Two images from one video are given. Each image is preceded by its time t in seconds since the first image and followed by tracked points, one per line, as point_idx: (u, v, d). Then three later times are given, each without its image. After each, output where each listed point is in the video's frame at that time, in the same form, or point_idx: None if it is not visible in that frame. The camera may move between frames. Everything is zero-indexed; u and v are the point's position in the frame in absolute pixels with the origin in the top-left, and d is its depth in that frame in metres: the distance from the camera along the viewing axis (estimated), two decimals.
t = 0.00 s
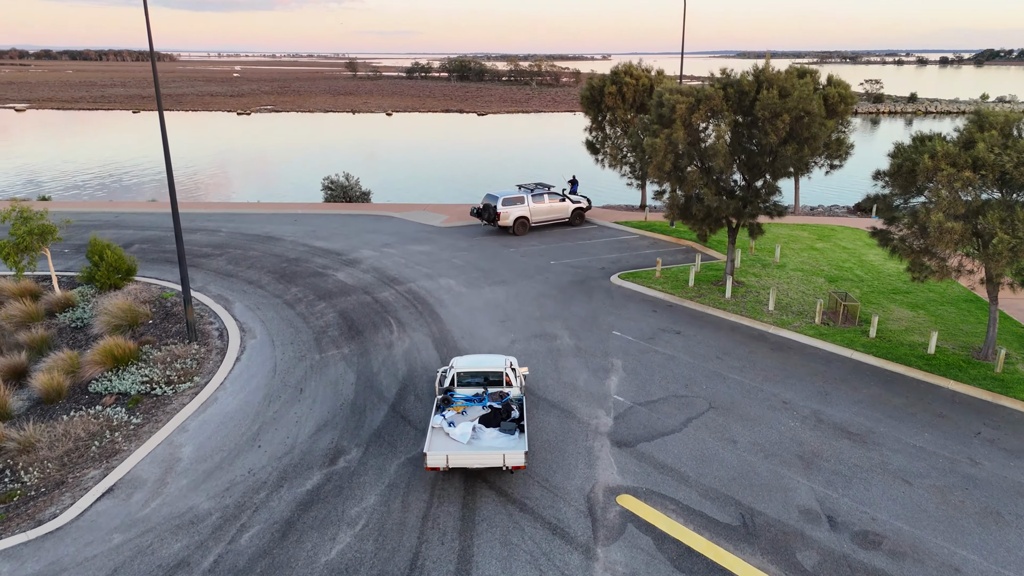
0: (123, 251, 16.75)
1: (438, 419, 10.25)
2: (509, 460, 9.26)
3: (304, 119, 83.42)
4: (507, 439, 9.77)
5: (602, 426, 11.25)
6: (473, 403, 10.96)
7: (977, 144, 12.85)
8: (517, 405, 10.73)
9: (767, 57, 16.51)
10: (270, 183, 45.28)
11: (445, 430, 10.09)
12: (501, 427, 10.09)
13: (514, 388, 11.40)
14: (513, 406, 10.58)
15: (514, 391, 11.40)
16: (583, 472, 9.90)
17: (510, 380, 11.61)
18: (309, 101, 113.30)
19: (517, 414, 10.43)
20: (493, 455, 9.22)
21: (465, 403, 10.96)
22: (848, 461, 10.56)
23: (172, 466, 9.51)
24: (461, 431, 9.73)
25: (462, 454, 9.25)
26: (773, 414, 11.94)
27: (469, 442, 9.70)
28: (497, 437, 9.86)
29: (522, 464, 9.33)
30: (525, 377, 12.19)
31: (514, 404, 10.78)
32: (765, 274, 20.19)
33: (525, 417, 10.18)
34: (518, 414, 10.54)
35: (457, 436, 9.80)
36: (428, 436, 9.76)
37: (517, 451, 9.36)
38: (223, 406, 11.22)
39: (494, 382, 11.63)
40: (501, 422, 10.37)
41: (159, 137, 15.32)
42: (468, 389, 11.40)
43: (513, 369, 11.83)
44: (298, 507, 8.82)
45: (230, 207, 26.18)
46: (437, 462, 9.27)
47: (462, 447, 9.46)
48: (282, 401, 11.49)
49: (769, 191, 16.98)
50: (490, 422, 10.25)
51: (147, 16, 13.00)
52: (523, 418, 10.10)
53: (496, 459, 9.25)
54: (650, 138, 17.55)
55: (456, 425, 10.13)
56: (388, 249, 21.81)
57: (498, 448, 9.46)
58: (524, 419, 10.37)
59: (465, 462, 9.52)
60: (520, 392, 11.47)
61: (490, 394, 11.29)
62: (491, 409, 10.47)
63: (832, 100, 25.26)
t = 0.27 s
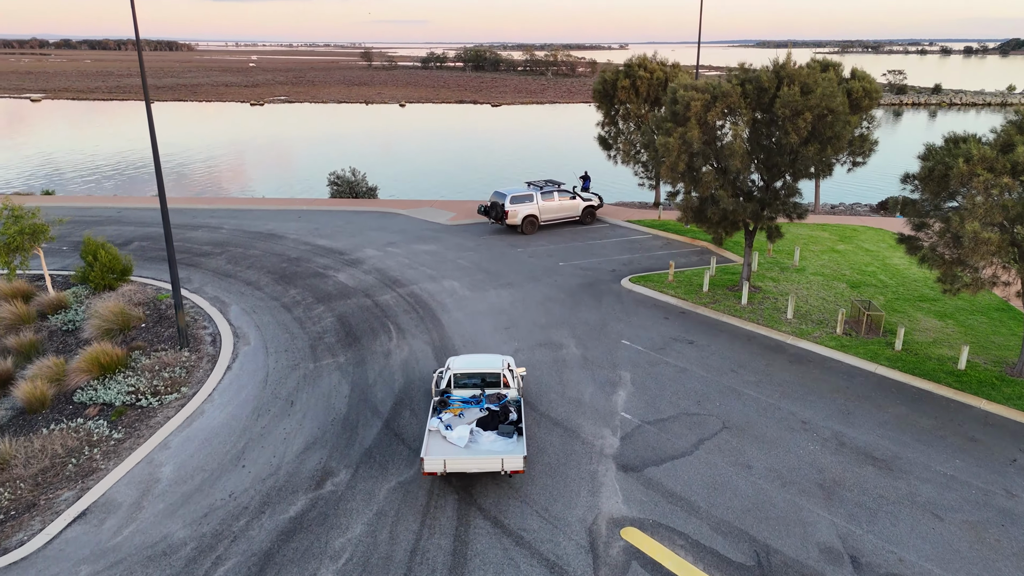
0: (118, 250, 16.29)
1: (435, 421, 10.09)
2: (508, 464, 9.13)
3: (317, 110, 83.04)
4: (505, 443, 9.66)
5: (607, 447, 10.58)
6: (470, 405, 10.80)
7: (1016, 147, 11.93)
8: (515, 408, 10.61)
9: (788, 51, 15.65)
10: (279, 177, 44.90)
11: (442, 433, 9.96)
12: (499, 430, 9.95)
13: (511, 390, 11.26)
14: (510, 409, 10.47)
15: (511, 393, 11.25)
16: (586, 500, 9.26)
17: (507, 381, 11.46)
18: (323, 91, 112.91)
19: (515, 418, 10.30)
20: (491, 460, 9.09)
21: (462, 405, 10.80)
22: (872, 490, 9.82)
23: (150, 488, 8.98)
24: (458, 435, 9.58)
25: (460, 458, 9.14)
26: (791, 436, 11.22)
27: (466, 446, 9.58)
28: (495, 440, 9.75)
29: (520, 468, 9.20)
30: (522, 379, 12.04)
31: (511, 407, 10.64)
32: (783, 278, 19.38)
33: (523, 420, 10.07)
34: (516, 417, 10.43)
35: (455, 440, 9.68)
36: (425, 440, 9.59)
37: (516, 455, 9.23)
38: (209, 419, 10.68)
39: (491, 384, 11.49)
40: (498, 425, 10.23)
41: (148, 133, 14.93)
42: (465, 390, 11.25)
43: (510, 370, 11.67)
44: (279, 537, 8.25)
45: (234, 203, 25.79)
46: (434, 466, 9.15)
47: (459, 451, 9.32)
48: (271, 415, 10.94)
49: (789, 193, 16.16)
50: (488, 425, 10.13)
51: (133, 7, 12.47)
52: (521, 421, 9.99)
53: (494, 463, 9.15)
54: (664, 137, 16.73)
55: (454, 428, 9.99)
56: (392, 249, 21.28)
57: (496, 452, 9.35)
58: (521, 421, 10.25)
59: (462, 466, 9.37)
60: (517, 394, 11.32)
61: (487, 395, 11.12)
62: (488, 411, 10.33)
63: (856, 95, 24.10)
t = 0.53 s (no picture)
0: (115, 249, 15.87)
1: (433, 422, 9.98)
2: (508, 466, 9.04)
3: (332, 102, 82.78)
4: (504, 445, 9.56)
5: (613, 471, 9.96)
6: (468, 405, 10.68)
7: None
8: (514, 408, 10.49)
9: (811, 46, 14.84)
10: (290, 171, 44.63)
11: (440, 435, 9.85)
12: (498, 431, 9.86)
13: (510, 390, 11.12)
14: (509, 410, 10.35)
15: (510, 393, 11.11)
16: (589, 531, 8.66)
17: (506, 381, 11.33)
18: (338, 82, 112.66)
19: (514, 419, 10.19)
20: (491, 461, 9.00)
21: (460, 405, 10.68)
22: (899, 524, 9.10)
23: (127, 510, 8.51)
24: (457, 436, 9.49)
25: (459, 461, 9.05)
26: (810, 460, 10.52)
27: (465, 447, 9.48)
28: (494, 442, 9.64)
29: (520, 470, 9.13)
30: (521, 378, 11.88)
31: (510, 408, 10.51)
32: (803, 283, 18.60)
33: (522, 421, 9.96)
34: (515, 417, 10.32)
35: (454, 441, 9.58)
36: (423, 441, 9.48)
37: (516, 456, 9.15)
38: (196, 433, 10.20)
39: (489, 383, 11.34)
40: (497, 425, 10.13)
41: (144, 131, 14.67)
42: (463, 390, 11.11)
43: (508, 369, 11.53)
44: (260, 568, 7.72)
45: (240, 199, 25.46)
46: (433, 468, 9.06)
47: (458, 453, 9.22)
48: (260, 430, 10.43)
49: (810, 196, 15.36)
50: (486, 426, 10.02)
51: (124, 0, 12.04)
52: (520, 423, 9.87)
53: (493, 465, 9.06)
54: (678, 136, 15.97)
55: (452, 430, 9.89)
56: (398, 249, 20.79)
57: (495, 454, 9.26)
58: (520, 422, 10.14)
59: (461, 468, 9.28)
60: (516, 394, 11.19)
61: (485, 395, 10.99)
62: (487, 412, 10.23)
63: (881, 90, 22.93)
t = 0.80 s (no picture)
0: (116, 248, 15.56)
1: (432, 420, 9.92)
2: (508, 465, 9.01)
3: (349, 93, 82.60)
4: (504, 444, 9.51)
5: (620, 495, 9.40)
6: (467, 403, 10.59)
7: None
8: (514, 406, 10.41)
9: (838, 40, 14.07)
10: (304, 166, 44.46)
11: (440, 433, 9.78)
12: (498, 429, 9.80)
13: (509, 388, 11.02)
14: (509, 408, 10.28)
15: (510, 390, 11.00)
16: (592, 564, 8.10)
17: (505, 378, 11.23)
18: (356, 73, 112.50)
19: (513, 417, 10.12)
20: (491, 461, 8.98)
21: (460, 403, 10.58)
22: (928, 561, 8.44)
23: (107, 531, 8.11)
24: (457, 435, 9.44)
25: (459, 460, 9.00)
26: (832, 486, 9.87)
27: (465, 446, 9.43)
28: (494, 441, 9.59)
29: (520, 469, 9.09)
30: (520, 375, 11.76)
31: (510, 405, 10.43)
32: (825, 290, 17.84)
33: (522, 419, 9.89)
34: (515, 415, 10.24)
35: (454, 440, 9.52)
36: (423, 440, 9.40)
37: (516, 456, 9.12)
38: (185, 446, 9.79)
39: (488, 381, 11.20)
40: (496, 423, 10.07)
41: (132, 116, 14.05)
42: (462, 388, 11.00)
43: (507, 366, 11.42)
44: None
45: (250, 196, 25.22)
46: (434, 468, 9.02)
47: (458, 452, 9.17)
48: (251, 444, 10.00)
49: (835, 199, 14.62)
50: (486, 424, 9.96)
51: None
52: (520, 421, 9.80)
53: (494, 464, 9.03)
54: (695, 135, 15.26)
55: (451, 428, 9.82)
56: (406, 249, 20.37)
57: (496, 453, 9.21)
58: (520, 420, 10.08)
59: (461, 467, 9.24)
60: (516, 392, 11.09)
61: (485, 393, 10.89)
62: (487, 410, 10.14)
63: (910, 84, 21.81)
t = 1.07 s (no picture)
0: (119, 247, 15.32)
1: (433, 417, 9.95)
2: (510, 463, 9.06)
3: (368, 87, 82.43)
4: (505, 441, 9.56)
5: (627, 521, 8.88)
6: (467, 400, 10.62)
7: None
8: (514, 403, 10.44)
9: (867, 37, 13.30)
10: (319, 161, 44.28)
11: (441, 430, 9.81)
12: (498, 426, 9.83)
13: (509, 385, 11.04)
14: (509, 405, 10.31)
15: (510, 387, 11.02)
16: None
17: (505, 375, 11.24)
18: (375, 66, 112.22)
19: (514, 414, 10.16)
20: (493, 458, 9.03)
21: (460, 401, 10.62)
22: None
23: (88, 551, 7.76)
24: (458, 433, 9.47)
25: (460, 457, 9.05)
26: (853, 515, 9.28)
27: (466, 444, 9.46)
28: (495, 438, 9.63)
29: (522, 466, 9.15)
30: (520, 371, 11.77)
31: (510, 402, 10.46)
32: (848, 298, 17.13)
33: (522, 417, 9.92)
34: (515, 412, 10.27)
35: (454, 437, 9.57)
36: (424, 438, 9.44)
37: (518, 453, 9.16)
38: (175, 459, 9.43)
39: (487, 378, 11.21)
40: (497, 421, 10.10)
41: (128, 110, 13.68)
42: (462, 384, 11.02)
43: (507, 363, 11.42)
44: None
45: (260, 192, 25.01)
46: (435, 465, 9.07)
47: (459, 450, 9.21)
48: (244, 458, 9.60)
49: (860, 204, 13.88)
50: (487, 421, 9.99)
51: None
52: (520, 418, 9.84)
53: (495, 461, 9.09)
54: (713, 136, 14.59)
55: (452, 425, 9.86)
56: (415, 249, 19.99)
57: (497, 450, 9.26)
58: (521, 417, 10.12)
59: (462, 464, 9.29)
60: (516, 389, 11.10)
61: (485, 390, 10.91)
62: (487, 407, 10.17)
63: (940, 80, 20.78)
